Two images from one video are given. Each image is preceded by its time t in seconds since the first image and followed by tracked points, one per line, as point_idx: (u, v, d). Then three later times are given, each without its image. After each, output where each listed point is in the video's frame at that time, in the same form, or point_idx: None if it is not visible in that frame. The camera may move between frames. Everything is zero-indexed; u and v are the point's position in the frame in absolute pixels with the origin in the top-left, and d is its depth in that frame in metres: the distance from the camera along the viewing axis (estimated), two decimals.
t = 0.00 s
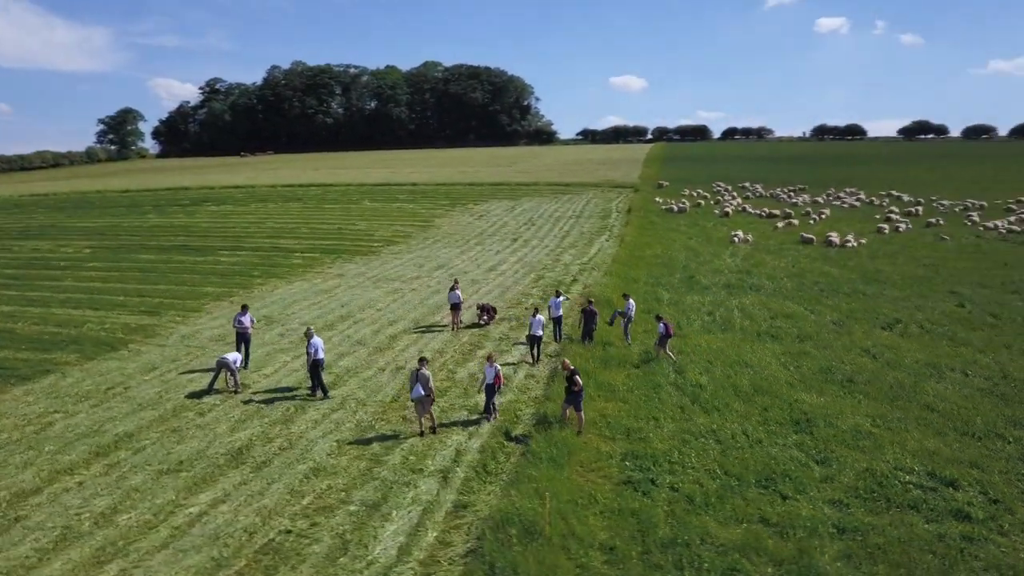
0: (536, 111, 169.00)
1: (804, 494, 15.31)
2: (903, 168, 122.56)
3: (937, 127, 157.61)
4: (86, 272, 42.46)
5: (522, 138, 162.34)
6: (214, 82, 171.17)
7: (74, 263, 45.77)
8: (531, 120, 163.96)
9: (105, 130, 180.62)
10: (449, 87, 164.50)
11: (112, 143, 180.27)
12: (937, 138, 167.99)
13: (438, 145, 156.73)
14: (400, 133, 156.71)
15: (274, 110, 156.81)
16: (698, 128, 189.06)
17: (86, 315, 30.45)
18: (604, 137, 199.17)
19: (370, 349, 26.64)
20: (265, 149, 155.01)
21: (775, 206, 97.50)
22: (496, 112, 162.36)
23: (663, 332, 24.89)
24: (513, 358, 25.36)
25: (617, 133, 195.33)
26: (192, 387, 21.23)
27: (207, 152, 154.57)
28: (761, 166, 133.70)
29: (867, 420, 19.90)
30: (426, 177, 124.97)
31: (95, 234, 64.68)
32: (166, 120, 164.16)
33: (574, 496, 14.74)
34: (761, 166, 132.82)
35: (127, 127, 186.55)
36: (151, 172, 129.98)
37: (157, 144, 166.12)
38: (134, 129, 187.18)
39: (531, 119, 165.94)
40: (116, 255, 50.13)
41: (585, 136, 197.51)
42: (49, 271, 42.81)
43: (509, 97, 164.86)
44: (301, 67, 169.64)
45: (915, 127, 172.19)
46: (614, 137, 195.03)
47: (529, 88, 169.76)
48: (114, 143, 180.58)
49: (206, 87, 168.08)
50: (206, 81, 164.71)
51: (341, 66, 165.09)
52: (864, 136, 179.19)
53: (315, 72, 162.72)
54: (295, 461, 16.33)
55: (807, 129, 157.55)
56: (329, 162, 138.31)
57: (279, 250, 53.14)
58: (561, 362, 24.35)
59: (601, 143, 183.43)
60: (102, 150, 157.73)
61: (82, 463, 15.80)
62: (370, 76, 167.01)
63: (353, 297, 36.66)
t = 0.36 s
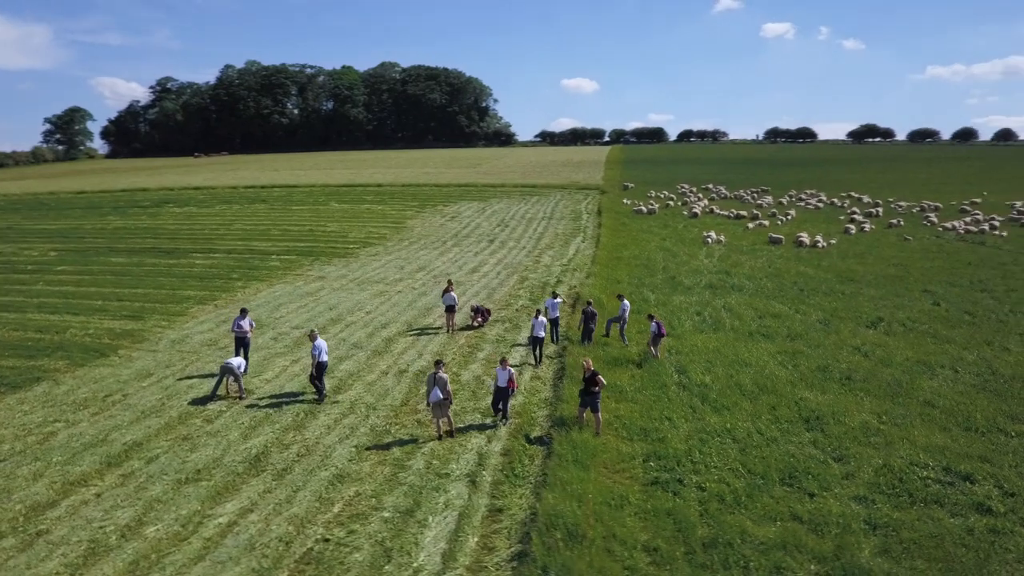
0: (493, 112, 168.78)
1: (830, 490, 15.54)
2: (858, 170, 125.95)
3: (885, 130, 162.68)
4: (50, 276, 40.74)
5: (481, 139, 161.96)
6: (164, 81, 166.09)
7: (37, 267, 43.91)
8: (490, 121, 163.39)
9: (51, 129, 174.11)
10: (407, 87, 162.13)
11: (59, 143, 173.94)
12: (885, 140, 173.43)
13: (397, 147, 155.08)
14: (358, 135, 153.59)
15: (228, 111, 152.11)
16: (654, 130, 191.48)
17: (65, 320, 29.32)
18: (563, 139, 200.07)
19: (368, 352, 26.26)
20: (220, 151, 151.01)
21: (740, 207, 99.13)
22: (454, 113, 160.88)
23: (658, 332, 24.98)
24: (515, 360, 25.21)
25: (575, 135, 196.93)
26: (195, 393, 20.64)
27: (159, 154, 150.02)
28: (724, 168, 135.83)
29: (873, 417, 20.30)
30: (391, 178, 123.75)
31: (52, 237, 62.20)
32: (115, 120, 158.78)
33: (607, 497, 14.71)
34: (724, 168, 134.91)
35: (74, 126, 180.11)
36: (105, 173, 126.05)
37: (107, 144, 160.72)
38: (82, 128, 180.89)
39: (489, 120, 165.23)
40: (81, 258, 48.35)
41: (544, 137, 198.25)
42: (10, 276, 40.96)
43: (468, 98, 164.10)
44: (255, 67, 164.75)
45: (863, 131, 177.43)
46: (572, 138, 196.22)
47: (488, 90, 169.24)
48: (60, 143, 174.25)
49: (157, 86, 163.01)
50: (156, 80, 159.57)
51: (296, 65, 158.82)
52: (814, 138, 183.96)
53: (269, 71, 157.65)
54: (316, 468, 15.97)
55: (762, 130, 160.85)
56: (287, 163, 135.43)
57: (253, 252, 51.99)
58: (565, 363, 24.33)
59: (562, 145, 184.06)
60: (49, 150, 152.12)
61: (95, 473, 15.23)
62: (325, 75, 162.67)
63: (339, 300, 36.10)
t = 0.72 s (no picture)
0: (451, 114, 167.89)
1: (852, 488, 15.81)
2: (816, 172, 128.85)
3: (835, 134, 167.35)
4: (14, 282, 38.90)
5: (439, 142, 161.93)
6: (112, 80, 160.16)
7: None
8: (448, 123, 162.93)
9: None
10: (364, 88, 160.42)
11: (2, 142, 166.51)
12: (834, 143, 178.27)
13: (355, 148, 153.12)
14: (315, 135, 151.18)
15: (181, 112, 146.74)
16: (611, 133, 193.50)
17: (43, 327, 28.10)
18: (521, 141, 200.46)
19: (366, 356, 25.87)
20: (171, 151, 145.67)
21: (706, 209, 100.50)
22: (412, 113, 159.94)
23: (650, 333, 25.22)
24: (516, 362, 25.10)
25: (533, 137, 197.59)
26: (199, 401, 20.09)
27: (107, 154, 144.37)
28: (687, 170, 137.66)
29: (877, 415, 20.75)
30: (355, 179, 122.23)
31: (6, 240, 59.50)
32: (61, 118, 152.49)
33: (639, 500, 14.73)
34: (687, 171, 136.66)
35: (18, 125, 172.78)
36: (56, 173, 121.54)
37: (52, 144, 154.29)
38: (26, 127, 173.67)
39: (446, 122, 164.72)
40: (44, 263, 46.41)
41: (501, 140, 198.68)
42: None
43: (425, 100, 163.09)
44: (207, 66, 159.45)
45: (813, 134, 182.12)
46: (530, 140, 196.83)
47: (445, 91, 168.50)
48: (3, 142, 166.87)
49: (104, 84, 157.13)
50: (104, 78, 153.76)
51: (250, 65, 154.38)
52: (766, 142, 188.20)
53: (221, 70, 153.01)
54: (340, 476, 15.65)
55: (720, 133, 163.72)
56: (247, 164, 132.62)
57: (227, 255, 50.82)
58: (569, 366, 24.33)
59: (523, 147, 184.26)
60: None
61: (111, 486, 14.67)
62: (279, 74, 158.77)
63: (325, 303, 35.47)
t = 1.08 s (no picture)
0: (409, 116, 165.32)
1: (872, 487, 16.12)
2: (775, 175, 131.36)
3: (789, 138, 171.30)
4: None
5: (398, 143, 159.56)
6: (58, 78, 154.09)
7: None
8: (405, 125, 159.09)
9: None
10: (321, 88, 156.46)
11: None
12: (786, 147, 182.40)
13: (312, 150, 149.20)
14: (270, 136, 146.86)
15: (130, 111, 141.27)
16: (570, 136, 194.84)
17: (22, 335, 26.96)
18: (481, 143, 200.16)
19: (366, 361, 25.49)
20: (121, 151, 139.98)
21: (672, 212, 101.57)
22: (370, 115, 156.59)
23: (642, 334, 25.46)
24: (519, 366, 24.95)
25: (491, 140, 197.51)
26: (204, 409, 19.53)
27: (53, 154, 138.24)
28: (651, 172, 139.14)
29: (880, 414, 21.24)
30: (320, 181, 120.26)
31: None
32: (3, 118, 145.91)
33: (671, 502, 14.78)
34: (652, 173, 138.08)
35: None
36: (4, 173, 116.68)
37: None
38: None
39: (405, 124, 161.78)
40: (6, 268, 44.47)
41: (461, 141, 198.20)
42: None
43: (383, 101, 159.66)
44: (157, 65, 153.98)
45: (766, 137, 185.98)
46: (489, 143, 196.89)
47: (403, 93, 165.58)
48: None
49: (50, 82, 151.03)
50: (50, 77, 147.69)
51: (204, 65, 150.24)
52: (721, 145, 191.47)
53: (173, 69, 148.16)
54: (364, 484, 15.36)
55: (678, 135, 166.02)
56: (207, 164, 129.35)
57: (201, 258, 49.59)
58: (572, 369, 24.32)
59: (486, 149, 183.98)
60: None
61: (130, 499, 14.15)
62: (232, 74, 154.32)
63: (312, 307, 34.86)
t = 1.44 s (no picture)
0: (366, 117, 161.59)
1: (891, 484, 16.44)
2: (734, 177, 133.32)
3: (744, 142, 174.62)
4: None
5: (355, 144, 154.62)
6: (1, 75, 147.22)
7: None
8: (364, 125, 154.76)
9: None
10: (277, 88, 151.77)
11: None
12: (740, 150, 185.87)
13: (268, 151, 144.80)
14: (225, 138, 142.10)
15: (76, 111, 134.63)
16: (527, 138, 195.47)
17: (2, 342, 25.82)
18: (439, 144, 199.29)
19: (366, 365, 25.12)
20: (67, 152, 133.63)
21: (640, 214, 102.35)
22: (328, 116, 152.22)
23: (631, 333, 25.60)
24: (521, 369, 24.84)
25: (450, 142, 196.62)
26: (212, 417, 19.01)
27: None
28: (616, 175, 140.11)
29: (882, 412, 21.72)
30: (283, 182, 118.10)
31: None
32: None
33: (702, 502, 14.86)
34: (617, 175, 138.99)
35: None
36: None
37: None
38: None
39: (362, 125, 157.42)
40: None
41: (420, 142, 197.08)
42: None
43: (341, 102, 155.67)
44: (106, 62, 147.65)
45: (720, 141, 189.27)
46: (447, 144, 196.54)
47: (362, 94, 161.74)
48: None
49: None
50: None
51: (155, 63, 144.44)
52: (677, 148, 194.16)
53: (123, 67, 141.44)
54: (392, 491, 15.10)
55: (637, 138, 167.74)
56: (165, 164, 125.68)
57: (174, 262, 48.22)
58: (576, 371, 24.32)
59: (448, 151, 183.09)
60: None
61: (154, 511, 13.67)
62: (185, 73, 148.42)
63: (299, 311, 34.21)
